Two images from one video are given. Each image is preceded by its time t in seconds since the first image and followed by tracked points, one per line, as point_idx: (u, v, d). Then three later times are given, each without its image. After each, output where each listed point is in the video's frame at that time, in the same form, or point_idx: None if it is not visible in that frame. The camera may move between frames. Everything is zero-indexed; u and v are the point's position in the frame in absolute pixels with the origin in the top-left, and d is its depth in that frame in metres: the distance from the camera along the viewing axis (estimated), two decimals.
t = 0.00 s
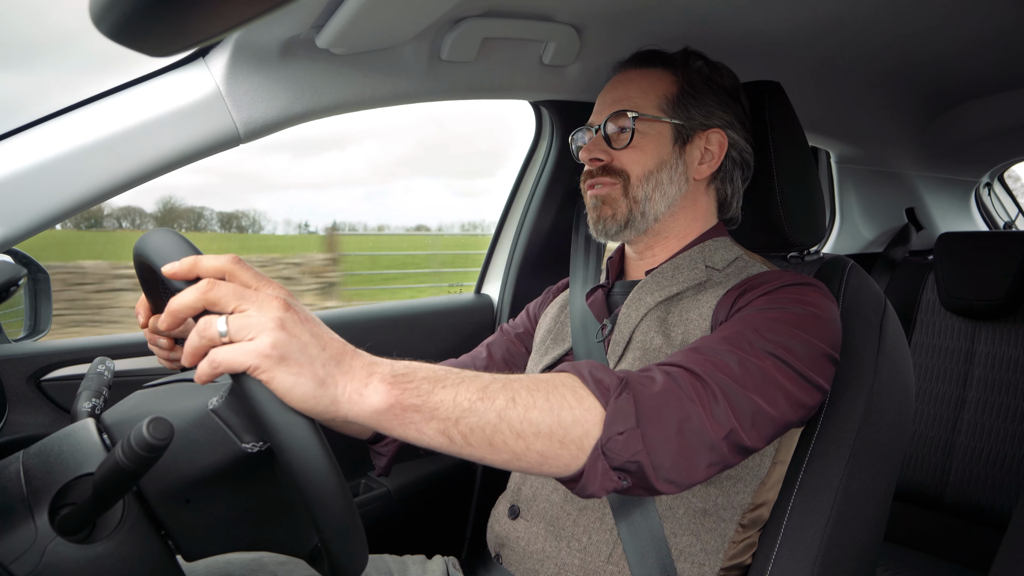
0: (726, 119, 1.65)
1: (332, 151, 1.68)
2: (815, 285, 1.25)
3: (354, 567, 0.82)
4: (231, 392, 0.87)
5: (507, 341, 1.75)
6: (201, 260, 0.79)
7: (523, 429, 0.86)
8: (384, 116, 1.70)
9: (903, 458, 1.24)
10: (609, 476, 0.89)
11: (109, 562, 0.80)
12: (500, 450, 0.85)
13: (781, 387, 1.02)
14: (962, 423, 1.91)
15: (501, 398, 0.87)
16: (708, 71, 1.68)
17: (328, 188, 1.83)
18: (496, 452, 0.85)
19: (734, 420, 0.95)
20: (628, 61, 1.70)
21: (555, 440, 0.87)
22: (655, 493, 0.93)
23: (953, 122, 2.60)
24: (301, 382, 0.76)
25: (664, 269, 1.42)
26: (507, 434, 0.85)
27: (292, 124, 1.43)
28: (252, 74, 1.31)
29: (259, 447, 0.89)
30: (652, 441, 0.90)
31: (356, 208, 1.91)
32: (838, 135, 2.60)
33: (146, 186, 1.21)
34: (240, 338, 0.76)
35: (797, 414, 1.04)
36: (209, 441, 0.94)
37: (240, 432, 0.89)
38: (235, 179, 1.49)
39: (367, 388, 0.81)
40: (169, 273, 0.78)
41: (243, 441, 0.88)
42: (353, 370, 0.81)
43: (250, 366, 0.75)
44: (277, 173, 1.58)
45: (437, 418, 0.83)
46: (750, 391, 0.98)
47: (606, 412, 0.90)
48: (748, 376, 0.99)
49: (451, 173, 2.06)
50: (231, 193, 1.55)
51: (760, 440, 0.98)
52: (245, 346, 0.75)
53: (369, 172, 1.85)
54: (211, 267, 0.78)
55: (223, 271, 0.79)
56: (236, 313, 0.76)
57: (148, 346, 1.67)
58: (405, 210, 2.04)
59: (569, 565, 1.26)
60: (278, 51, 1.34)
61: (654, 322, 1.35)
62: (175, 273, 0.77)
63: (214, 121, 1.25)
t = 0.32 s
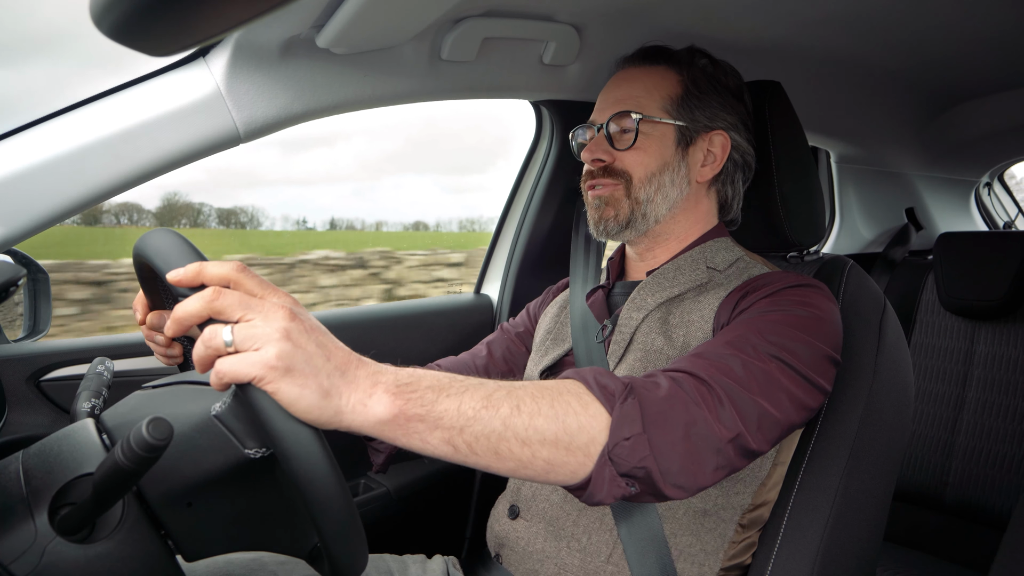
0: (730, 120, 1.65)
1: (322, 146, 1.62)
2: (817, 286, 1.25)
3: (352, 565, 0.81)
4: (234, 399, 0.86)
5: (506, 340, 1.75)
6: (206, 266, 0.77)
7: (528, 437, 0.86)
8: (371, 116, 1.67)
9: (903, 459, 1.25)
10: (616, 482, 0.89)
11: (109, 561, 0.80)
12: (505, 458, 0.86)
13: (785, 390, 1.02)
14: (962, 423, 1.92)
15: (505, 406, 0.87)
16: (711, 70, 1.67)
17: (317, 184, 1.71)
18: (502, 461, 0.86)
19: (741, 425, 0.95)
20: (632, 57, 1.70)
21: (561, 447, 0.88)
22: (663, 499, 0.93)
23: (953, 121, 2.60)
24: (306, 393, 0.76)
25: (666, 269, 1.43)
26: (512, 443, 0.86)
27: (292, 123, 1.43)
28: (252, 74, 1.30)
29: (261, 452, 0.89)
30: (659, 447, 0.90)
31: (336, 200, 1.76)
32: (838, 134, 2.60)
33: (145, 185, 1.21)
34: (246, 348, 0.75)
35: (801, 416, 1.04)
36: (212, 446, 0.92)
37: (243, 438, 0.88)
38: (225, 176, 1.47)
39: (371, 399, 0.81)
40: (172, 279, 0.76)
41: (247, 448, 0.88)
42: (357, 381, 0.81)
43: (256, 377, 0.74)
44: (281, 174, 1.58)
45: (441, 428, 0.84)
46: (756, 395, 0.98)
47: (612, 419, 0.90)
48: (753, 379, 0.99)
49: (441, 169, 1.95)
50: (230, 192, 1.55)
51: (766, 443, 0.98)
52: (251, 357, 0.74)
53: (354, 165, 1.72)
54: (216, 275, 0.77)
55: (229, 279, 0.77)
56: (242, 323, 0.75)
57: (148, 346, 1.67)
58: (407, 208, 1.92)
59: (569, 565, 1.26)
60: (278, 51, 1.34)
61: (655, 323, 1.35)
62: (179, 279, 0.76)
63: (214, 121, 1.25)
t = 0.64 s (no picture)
0: (729, 123, 1.65)
1: (315, 142, 1.62)
2: (815, 285, 1.25)
3: (353, 563, 0.83)
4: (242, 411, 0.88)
5: (506, 337, 1.75)
6: (209, 279, 0.73)
7: (535, 452, 0.84)
8: (363, 117, 1.67)
9: (903, 459, 1.25)
10: (621, 494, 0.89)
11: (109, 562, 0.80)
12: (511, 473, 0.84)
13: (785, 393, 1.02)
14: (962, 423, 1.92)
15: (513, 421, 0.84)
16: (711, 71, 1.67)
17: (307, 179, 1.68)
18: (508, 475, 0.84)
19: (743, 433, 0.95)
20: (632, 55, 1.69)
21: (568, 462, 0.86)
22: (666, 509, 0.93)
23: (954, 121, 2.60)
24: (311, 418, 0.74)
25: (665, 269, 1.43)
26: (519, 457, 0.84)
27: (292, 123, 1.43)
28: (252, 74, 1.31)
29: (268, 463, 0.90)
30: (664, 458, 0.90)
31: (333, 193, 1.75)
32: (839, 134, 2.60)
33: (145, 185, 1.21)
34: (248, 372, 0.71)
35: (799, 417, 1.05)
36: (218, 455, 0.91)
37: (250, 448, 0.89)
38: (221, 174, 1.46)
39: (378, 418, 0.77)
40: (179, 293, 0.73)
41: (254, 458, 0.90)
42: (363, 399, 0.77)
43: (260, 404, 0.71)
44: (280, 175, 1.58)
45: (448, 444, 0.81)
46: (756, 399, 0.98)
47: (618, 431, 0.89)
48: (755, 384, 0.99)
49: (437, 166, 1.93)
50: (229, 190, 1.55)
51: (765, 448, 0.98)
52: (254, 382, 0.71)
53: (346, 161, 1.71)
54: (220, 289, 0.73)
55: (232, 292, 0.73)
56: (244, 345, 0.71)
57: (148, 346, 1.67)
58: (407, 205, 1.91)
59: (568, 565, 1.26)
60: (278, 51, 1.34)
61: (654, 322, 1.36)
62: (185, 293, 0.73)
63: (214, 121, 1.25)
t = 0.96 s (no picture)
0: (722, 123, 1.64)
1: (310, 146, 1.60)
2: (814, 285, 1.25)
3: (353, 563, 0.84)
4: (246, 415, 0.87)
5: (504, 337, 1.75)
6: (206, 286, 0.73)
7: (538, 454, 0.84)
8: (360, 117, 1.65)
9: (903, 458, 1.25)
10: (622, 496, 0.88)
11: (109, 562, 0.80)
12: (514, 475, 0.84)
13: (782, 393, 1.03)
14: (962, 423, 1.91)
15: (518, 425, 0.84)
16: (702, 71, 1.67)
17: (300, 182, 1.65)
18: (511, 477, 0.84)
19: (742, 434, 0.95)
20: (623, 59, 1.68)
21: (570, 464, 0.86)
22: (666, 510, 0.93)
23: (953, 121, 2.60)
24: (308, 425, 0.74)
25: (660, 269, 1.43)
26: (522, 459, 0.84)
27: (292, 123, 1.43)
28: (252, 74, 1.30)
29: (270, 465, 0.90)
30: (666, 460, 0.90)
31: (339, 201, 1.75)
32: (838, 134, 2.60)
33: (145, 184, 1.21)
34: (242, 380, 0.71)
35: (796, 417, 1.05)
36: (218, 457, 0.90)
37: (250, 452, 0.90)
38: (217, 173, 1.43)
39: (382, 423, 0.77)
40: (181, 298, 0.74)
41: (254, 460, 0.90)
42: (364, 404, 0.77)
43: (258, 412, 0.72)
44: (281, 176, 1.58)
45: (451, 448, 0.81)
46: (755, 399, 0.99)
47: (621, 433, 0.89)
48: (753, 384, 1.00)
49: (433, 169, 1.92)
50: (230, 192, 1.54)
51: (763, 449, 0.99)
52: (248, 391, 0.71)
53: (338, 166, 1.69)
54: (216, 297, 0.73)
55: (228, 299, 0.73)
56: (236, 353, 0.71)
57: (148, 346, 1.67)
58: (404, 207, 1.90)
59: (568, 565, 1.26)
60: (278, 51, 1.34)
61: (653, 321, 1.36)
62: (186, 298, 0.74)
63: (214, 121, 1.25)
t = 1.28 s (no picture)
0: (727, 122, 1.64)
1: (308, 159, 1.59)
2: (815, 282, 1.25)
3: (353, 562, 0.84)
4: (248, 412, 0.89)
5: (508, 332, 1.75)
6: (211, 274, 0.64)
7: (535, 453, 0.84)
8: (360, 119, 1.66)
9: (903, 457, 1.25)
10: (620, 494, 0.89)
11: (109, 561, 0.80)
12: (512, 474, 0.84)
13: (783, 390, 1.03)
14: (962, 423, 1.91)
15: (513, 423, 0.84)
16: (707, 72, 1.66)
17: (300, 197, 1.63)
18: (510, 477, 0.83)
19: (741, 432, 0.95)
20: (630, 58, 1.68)
21: (569, 463, 0.86)
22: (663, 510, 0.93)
23: (954, 121, 2.60)
24: (317, 420, 0.71)
25: (664, 265, 1.43)
26: (519, 459, 0.83)
27: (292, 124, 1.43)
28: (252, 74, 1.31)
29: (269, 465, 0.91)
30: (663, 461, 0.90)
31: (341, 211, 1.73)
32: (839, 134, 2.60)
33: (145, 185, 1.21)
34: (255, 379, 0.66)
35: (797, 415, 1.05)
36: (218, 456, 0.91)
37: (250, 452, 0.91)
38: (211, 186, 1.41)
39: (381, 423, 0.76)
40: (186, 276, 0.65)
41: (254, 459, 0.90)
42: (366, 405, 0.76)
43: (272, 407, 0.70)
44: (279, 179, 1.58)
45: (450, 448, 0.80)
46: (755, 397, 0.99)
47: (617, 433, 0.89)
48: (753, 380, 1.00)
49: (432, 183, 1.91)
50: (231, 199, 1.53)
51: (763, 446, 0.99)
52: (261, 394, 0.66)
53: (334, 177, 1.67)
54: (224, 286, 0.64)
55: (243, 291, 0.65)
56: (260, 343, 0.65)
57: (148, 346, 1.67)
58: (404, 214, 1.90)
59: (566, 563, 1.26)
60: (277, 52, 1.34)
61: (654, 317, 1.36)
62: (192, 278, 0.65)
63: (214, 122, 1.25)
